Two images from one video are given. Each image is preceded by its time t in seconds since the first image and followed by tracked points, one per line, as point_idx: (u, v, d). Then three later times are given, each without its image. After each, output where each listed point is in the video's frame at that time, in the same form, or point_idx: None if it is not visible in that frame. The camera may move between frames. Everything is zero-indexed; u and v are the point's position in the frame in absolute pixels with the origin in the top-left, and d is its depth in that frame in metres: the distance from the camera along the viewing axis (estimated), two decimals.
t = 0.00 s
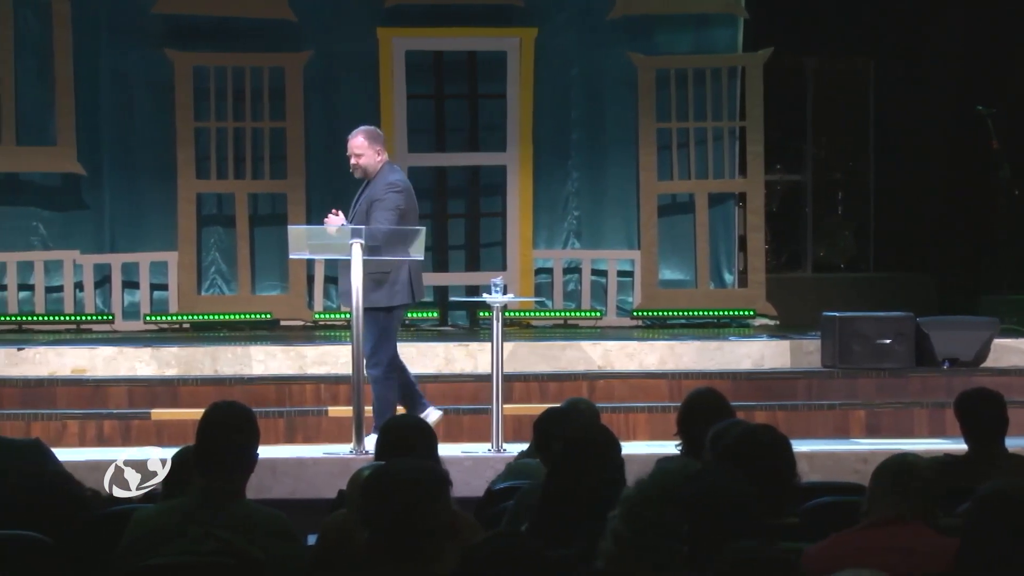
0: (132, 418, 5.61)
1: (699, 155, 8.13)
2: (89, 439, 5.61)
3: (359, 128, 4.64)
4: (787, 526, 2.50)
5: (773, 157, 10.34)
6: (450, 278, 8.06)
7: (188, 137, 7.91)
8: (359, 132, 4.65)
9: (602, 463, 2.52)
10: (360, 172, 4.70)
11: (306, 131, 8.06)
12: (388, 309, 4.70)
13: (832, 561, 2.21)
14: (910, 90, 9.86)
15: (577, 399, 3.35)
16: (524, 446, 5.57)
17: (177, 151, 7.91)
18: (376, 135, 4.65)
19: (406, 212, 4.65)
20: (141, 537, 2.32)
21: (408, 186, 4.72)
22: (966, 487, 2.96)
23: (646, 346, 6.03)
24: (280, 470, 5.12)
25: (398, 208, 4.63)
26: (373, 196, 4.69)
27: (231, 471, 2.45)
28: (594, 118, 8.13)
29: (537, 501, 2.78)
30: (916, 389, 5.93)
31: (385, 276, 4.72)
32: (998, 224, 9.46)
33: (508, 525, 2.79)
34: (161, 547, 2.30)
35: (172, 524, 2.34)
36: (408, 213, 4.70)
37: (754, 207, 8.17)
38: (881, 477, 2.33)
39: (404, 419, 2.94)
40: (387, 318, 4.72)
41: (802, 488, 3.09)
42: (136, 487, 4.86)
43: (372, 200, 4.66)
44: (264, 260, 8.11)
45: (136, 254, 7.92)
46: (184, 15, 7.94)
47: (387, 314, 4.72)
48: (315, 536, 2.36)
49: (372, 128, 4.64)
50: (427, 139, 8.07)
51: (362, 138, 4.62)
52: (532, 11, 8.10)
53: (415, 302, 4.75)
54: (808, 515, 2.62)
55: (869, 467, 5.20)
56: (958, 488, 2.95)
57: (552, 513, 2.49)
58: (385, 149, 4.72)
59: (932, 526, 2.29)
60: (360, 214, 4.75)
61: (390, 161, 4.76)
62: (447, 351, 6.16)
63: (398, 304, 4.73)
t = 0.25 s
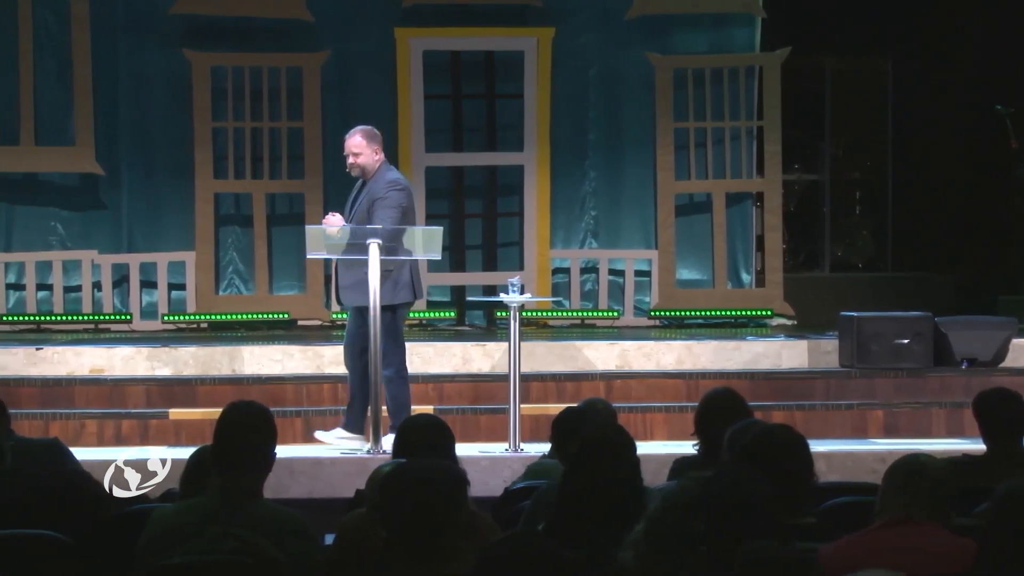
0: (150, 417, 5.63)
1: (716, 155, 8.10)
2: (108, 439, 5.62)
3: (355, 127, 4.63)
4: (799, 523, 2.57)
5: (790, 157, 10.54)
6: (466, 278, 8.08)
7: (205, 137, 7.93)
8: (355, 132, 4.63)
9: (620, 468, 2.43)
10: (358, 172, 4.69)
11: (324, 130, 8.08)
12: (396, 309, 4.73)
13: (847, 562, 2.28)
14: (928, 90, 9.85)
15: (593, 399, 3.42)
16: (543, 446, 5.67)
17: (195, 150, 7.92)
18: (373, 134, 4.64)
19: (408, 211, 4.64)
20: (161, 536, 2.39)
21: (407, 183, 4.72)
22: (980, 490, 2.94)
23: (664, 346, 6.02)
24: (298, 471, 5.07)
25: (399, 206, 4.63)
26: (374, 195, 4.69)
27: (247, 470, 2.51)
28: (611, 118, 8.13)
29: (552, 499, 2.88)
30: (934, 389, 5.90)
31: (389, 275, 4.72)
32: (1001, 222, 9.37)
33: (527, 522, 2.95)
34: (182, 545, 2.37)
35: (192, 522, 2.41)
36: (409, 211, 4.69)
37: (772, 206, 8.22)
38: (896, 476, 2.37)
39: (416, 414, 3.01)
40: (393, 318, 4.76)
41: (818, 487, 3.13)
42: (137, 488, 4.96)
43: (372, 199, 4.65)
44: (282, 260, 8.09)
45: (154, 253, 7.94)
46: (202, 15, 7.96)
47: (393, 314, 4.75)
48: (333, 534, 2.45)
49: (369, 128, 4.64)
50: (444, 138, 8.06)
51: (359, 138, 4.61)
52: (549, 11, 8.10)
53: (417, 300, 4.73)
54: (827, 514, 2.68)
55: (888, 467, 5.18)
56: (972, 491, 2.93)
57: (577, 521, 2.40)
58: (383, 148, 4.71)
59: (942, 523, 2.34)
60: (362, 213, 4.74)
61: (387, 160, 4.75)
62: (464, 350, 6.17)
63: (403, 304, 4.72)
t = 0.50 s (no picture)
0: (175, 417, 5.64)
1: (741, 155, 8.09)
2: (133, 439, 5.64)
3: (349, 131, 4.75)
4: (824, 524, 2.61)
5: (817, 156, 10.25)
6: (491, 278, 8.09)
7: (230, 137, 7.95)
8: (350, 136, 4.74)
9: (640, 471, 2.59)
10: (353, 175, 4.79)
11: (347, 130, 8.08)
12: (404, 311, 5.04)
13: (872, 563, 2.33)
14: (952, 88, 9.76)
15: (618, 398, 3.51)
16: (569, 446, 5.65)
17: (219, 150, 7.95)
18: (366, 137, 4.77)
19: (408, 209, 4.78)
20: (192, 531, 2.51)
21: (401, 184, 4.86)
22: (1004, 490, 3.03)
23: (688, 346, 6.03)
24: (322, 470, 5.02)
25: (399, 205, 4.75)
26: (372, 197, 4.80)
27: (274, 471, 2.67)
28: (635, 117, 8.12)
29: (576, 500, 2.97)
30: (960, 389, 5.87)
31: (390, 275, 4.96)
32: (1004, 224, 9.47)
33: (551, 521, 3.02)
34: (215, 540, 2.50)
35: (223, 518, 2.54)
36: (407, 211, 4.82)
37: (796, 206, 8.22)
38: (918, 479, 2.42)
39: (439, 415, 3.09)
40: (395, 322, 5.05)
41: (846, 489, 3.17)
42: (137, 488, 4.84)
43: (372, 199, 4.76)
44: (306, 260, 8.15)
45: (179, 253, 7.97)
46: (226, 15, 7.97)
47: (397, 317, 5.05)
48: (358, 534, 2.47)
49: (362, 132, 4.77)
50: (468, 137, 8.09)
51: (354, 142, 4.72)
52: (573, 10, 8.08)
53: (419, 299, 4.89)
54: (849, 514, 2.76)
55: (914, 467, 5.16)
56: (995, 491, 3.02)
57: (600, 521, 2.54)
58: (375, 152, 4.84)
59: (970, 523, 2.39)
60: (360, 215, 4.84)
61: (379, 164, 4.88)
62: (488, 350, 6.17)
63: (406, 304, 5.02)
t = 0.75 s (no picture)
0: (197, 417, 5.65)
1: (762, 154, 8.13)
2: (155, 438, 5.64)
3: (340, 129, 4.77)
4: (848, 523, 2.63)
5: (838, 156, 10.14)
6: (512, 278, 8.07)
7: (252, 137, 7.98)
8: (341, 134, 4.76)
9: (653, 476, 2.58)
10: (344, 173, 4.83)
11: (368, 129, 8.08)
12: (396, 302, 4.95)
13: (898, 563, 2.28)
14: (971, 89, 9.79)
15: (640, 399, 3.62)
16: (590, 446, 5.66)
17: (241, 150, 7.99)
18: (357, 135, 4.80)
19: (400, 206, 4.82)
20: (215, 533, 2.48)
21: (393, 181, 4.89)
22: None
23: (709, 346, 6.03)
24: (343, 469, 4.97)
25: (392, 202, 4.79)
26: (364, 194, 4.83)
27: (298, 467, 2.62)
28: (657, 117, 8.11)
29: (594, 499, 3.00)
30: (981, 389, 5.86)
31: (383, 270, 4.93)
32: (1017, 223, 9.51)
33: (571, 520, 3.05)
34: (239, 540, 2.46)
35: (250, 517, 2.51)
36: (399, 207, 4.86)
37: (817, 206, 8.22)
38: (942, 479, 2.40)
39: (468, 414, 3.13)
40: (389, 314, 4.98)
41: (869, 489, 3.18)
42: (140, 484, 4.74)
43: (364, 197, 4.80)
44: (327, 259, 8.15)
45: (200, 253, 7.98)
46: (247, 15, 7.98)
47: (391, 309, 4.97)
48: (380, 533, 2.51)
49: (353, 129, 4.79)
50: (489, 137, 8.09)
51: (346, 140, 4.75)
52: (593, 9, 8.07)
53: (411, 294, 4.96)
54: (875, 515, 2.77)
55: (935, 467, 5.15)
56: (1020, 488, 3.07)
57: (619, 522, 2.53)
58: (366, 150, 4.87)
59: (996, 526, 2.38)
60: (352, 213, 4.87)
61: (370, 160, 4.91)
62: (508, 350, 6.16)
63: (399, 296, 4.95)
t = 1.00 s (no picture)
0: (223, 415, 5.66)
1: (787, 154, 8.12)
2: (180, 437, 5.65)
3: (336, 129, 4.77)
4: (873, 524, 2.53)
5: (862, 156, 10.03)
6: (537, 277, 8.05)
7: (276, 137, 7.99)
8: (337, 133, 4.76)
9: (671, 475, 2.48)
10: (342, 172, 4.84)
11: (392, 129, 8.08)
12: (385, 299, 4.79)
13: (926, 562, 2.26)
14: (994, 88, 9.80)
15: (666, 398, 3.65)
16: (617, 447, 5.66)
17: (267, 150, 8.01)
18: (354, 134, 4.81)
19: (398, 202, 4.82)
20: (240, 532, 2.48)
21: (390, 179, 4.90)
22: None
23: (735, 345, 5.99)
24: (369, 469, 4.81)
25: (389, 198, 4.79)
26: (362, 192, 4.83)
27: (322, 467, 2.63)
28: (682, 116, 8.11)
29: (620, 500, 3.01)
30: (1008, 389, 5.86)
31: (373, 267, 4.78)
32: None
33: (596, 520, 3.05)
34: (263, 540, 2.46)
35: (275, 518, 2.51)
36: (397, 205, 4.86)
37: (843, 206, 8.19)
38: (971, 476, 2.36)
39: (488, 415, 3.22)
40: (380, 312, 4.82)
41: (891, 490, 3.14)
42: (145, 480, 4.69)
43: (362, 195, 4.80)
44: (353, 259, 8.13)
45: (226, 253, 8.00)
46: (272, 15, 8.00)
47: (381, 306, 4.81)
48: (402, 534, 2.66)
49: (349, 128, 4.80)
50: (514, 137, 8.08)
51: (343, 138, 4.75)
52: (618, 8, 8.06)
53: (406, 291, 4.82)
54: (901, 514, 2.74)
55: (962, 468, 5.08)
56: None
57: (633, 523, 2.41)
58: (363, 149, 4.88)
59: None
60: (350, 211, 4.87)
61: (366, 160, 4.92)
62: (533, 350, 6.16)
63: (387, 293, 4.79)
